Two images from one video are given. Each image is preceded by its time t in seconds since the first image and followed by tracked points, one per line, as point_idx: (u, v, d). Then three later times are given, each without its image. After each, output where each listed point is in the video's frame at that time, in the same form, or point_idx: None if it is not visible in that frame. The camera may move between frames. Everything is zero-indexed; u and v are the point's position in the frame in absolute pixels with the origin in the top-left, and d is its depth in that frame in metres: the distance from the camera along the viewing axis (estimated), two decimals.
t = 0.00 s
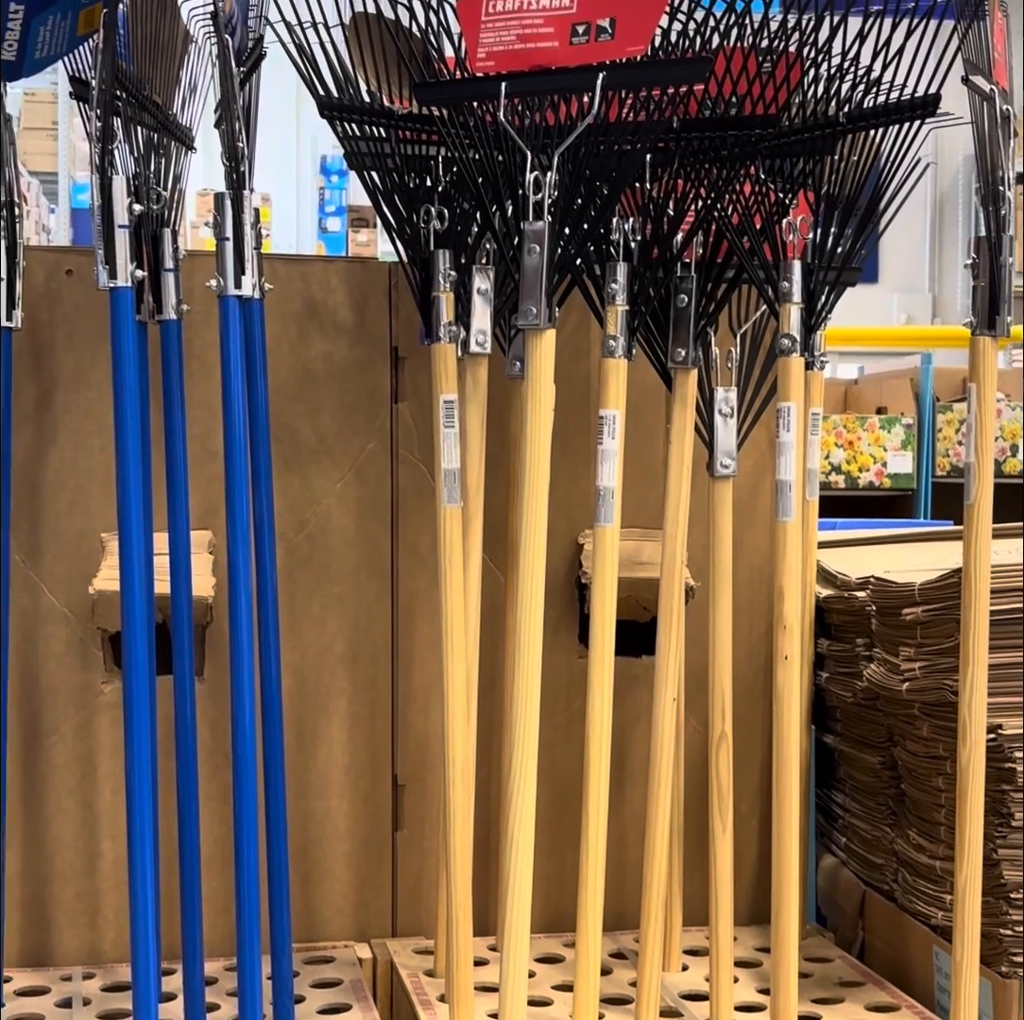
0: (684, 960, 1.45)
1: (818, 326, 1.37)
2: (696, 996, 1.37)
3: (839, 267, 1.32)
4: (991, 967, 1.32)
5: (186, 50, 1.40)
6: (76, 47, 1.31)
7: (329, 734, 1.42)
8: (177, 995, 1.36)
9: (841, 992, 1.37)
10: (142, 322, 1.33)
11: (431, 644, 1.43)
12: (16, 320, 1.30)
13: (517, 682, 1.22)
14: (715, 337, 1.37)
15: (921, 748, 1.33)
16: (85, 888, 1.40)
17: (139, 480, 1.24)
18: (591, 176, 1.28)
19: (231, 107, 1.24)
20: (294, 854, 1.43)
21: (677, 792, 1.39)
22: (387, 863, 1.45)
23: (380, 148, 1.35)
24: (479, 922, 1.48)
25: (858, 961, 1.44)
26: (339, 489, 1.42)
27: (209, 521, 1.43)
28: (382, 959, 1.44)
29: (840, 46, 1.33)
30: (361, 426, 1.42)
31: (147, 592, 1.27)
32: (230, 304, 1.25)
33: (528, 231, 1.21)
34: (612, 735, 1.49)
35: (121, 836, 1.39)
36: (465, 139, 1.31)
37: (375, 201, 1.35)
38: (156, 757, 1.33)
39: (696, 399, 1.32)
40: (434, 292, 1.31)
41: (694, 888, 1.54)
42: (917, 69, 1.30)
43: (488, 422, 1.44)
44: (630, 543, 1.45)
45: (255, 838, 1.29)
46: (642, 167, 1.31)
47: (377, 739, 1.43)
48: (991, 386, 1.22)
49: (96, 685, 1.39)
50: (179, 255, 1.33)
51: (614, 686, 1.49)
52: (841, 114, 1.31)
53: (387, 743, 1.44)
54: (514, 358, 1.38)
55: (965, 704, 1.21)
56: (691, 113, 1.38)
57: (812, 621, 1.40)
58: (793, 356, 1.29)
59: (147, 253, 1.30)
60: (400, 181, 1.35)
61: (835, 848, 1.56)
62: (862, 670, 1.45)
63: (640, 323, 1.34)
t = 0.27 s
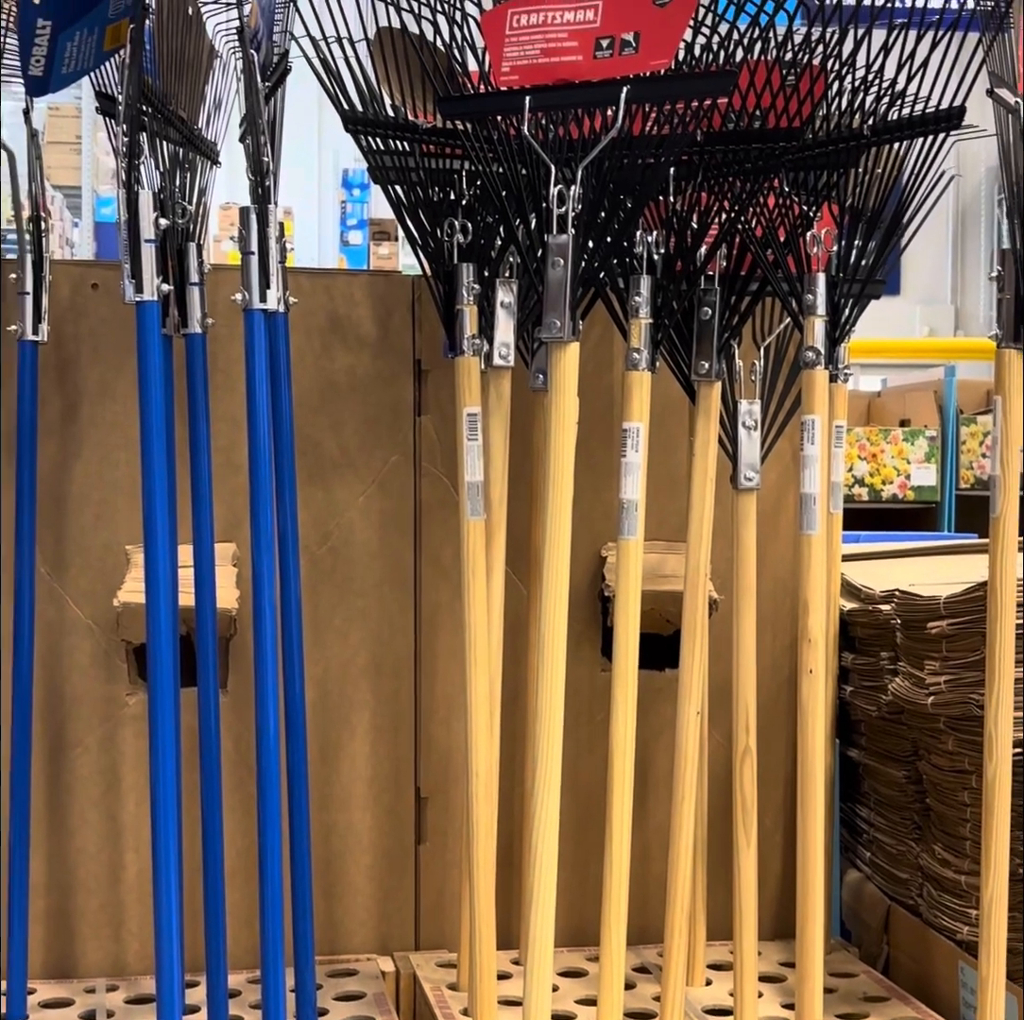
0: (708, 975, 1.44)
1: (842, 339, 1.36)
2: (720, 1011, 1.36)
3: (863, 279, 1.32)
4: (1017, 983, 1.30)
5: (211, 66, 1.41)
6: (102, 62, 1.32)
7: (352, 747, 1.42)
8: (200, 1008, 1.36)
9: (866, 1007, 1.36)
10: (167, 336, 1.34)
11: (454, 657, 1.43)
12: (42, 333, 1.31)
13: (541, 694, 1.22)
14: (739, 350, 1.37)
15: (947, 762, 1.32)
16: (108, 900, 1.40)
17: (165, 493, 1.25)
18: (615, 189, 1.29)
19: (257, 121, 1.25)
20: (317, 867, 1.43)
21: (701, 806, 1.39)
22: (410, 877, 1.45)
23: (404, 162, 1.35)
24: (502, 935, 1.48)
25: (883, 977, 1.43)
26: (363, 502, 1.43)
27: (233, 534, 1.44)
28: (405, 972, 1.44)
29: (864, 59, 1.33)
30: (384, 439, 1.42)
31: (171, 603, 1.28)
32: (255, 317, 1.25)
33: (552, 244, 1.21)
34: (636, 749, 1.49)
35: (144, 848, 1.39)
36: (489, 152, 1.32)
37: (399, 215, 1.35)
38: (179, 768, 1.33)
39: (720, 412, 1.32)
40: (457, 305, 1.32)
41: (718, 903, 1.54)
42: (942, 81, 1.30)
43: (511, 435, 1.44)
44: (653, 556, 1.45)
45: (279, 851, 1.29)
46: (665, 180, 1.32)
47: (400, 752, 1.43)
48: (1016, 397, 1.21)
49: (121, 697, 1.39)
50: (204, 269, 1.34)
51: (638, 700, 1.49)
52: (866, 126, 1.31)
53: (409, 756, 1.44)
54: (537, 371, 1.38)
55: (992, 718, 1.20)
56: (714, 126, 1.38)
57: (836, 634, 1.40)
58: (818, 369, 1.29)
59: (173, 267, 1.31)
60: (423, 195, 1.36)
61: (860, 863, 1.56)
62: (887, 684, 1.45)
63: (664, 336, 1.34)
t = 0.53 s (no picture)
0: (737, 986, 1.43)
1: (873, 348, 1.36)
2: None
3: (893, 287, 1.32)
4: None
5: (241, 77, 1.42)
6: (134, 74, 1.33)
7: (380, 755, 1.43)
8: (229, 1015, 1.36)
9: (895, 1017, 1.36)
10: (198, 345, 1.35)
11: (482, 665, 1.44)
12: (74, 343, 1.32)
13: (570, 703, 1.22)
14: (768, 359, 1.36)
15: (977, 772, 1.32)
16: (138, 907, 1.41)
17: (195, 502, 1.25)
18: (645, 198, 1.29)
19: (287, 131, 1.25)
20: (345, 875, 1.43)
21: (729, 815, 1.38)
22: (438, 885, 1.45)
23: (433, 171, 1.35)
24: (529, 944, 1.48)
25: (913, 988, 1.42)
26: (391, 510, 1.43)
27: (262, 543, 1.44)
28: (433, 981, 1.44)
29: (893, 69, 1.34)
30: (412, 447, 1.43)
31: (201, 611, 1.28)
32: (285, 326, 1.26)
33: (582, 252, 1.22)
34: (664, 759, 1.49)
35: (174, 855, 1.40)
36: (518, 161, 1.32)
37: (429, 225, 1.36)
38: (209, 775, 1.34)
39: (749, 421, 1.32)
40: (486, 314, 1.32)
41: (746, 913, 1.53)
42: (972, 91, 1.30)
43: (540, 444, 1.44)
44: (681, 564, 1.45)
45: (308, 858, 1.29)
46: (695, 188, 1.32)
47: (428, 760, 1.44)
48: None
49: (150, 705, 1.40)
50: (234, 279, 1.34)
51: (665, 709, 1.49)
52: (895, 135, 1.31)
53: (437, 764, 1.44)
54: (565, 380, 1.38)
55: None
56: (744, 135, 1.38)
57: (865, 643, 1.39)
58: (848, 378, 1.29)
59: (204, 277, 1.32)
60: (453, 204, 1.36)
61: (889, 873, 1.55)
62: (917, 694, 1.44)
63: (692, 345, 1.34)
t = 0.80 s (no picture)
0: (767, 992, 1.42)
1: (905, 352, 1.36)
2: None
3: (925, 290, 1.32)
4: None
5: (272, 84, 1.42)
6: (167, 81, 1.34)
7: (410, 759, 1.43)
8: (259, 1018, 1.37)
9: None
10: (229, 350, 1.35)
11: (511, 669, 1.44)
12: (106, 350, 1.32)
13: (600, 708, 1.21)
14: (799, 363, 1.36)
15: (1010, 778, 1.31)
16: (169, 910, 1.41)
17: (227, 506, 1.26)
18: (675, 202, 1.29)
19: (319, 137, 1.24)
20: (375, 878, 1.43)
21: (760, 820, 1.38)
22: (467, 889, 1.45)
23: (464, 177, 1.35)
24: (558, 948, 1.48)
25: (945, 995, 1.42)
26: (420, 514, 1.43)
27: (293, 547, 1.45)
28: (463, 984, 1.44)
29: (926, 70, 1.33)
30: (442, 451, 1.43)
31: (233, 615, 1.29)
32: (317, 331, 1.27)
33: (612, 257, 1.21)
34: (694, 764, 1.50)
35: (205, 858, 1.40)
36: (549, 166, 1.32)
37: (460, 230, 1.36)
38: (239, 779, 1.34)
39: (780, 425, 1.31)
40: (516, 319, 1.32)
41: (775, 918, 1.53)
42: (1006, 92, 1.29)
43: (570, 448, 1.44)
44: (711, 569, 1.45)
45: (339, 862, 1.30)
46: (725, 193, 1.31)
47: (457, 764, 1.44)
48: None
49: (182, 708, 1.40)
50: (265, 285, 1.35)
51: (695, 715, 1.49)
52: (928, 137, 1.31)
53: (467, 769, 1.44)
54: (595, 384, 1.37)
55: None
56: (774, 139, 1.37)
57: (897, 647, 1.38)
58: (880, 382, 1.28)
59: (235, 283, 1.32)
60: (483, 210, 1.36)
61: (920, 879, 1.54)
62: (949, 699, 1.43)
63: (723, 348, 1.34)
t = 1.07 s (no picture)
0: (798, 993, 1.42)
1: (937, 351, 1.35)
2: None
3: (959, 289, 1.31)
4: None
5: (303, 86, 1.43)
6: (199, 83, 1.34)
7: (440, 759, 1.44)
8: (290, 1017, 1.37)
9: None
10: (261, 352, 1.35)
11: (541, 670, 1.44)
12: (138, 350, 1.33)
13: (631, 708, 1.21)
14: (830, 364, 1.36)
15: None
16: (200, 909, 1.42)
17: (259, 507, 1.26)
18: (706, 202, 1.29)
19: (350, 137, 1.25)
20: (405, 878, 1.44)
21: (791, 821, 1.37)
22: (497, 890, 1.45)
23: (494, 177, 1.35)
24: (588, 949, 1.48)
25: (977, 998, 1.41)
26: (450, 515, 1.44)
27: (324, 548, 1.45)
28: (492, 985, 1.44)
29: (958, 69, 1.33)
30: (472, 452, 1.43)
31: (264, 615, 1.29)
32: (348, 332, 1.27)
33: (643, 257, 1.21)
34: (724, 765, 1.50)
35: (236, 857, 1.41)
36: (580, 166, 1.32)
37: (491, 231, 1.36)
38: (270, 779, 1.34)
39: (811, 425, 1.31)
40: (546, 319, 1.32)
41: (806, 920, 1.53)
42: None
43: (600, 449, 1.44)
44: (741, 570, 1.45)
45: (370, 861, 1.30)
46: (757, 192, 1.31)
47: (487, 765, 1.44)
48: None
49: (213, 708, 1.41)
50: (295, 286, 1.35)
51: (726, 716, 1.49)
52: (960, 136, 1.30)
53: (497, 770, 1.45)
54: (625, 384, 1.35)
55: None
56: (806, 138, 1.36)
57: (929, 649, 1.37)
58: (912, 382, 1.28)
59: (266, 284, 1.32)
60: (514, 210, 1.36)
61: (952, 881, 1.53)
62: (982, 701, 1.43)
63: (754, 348, 1.33)
